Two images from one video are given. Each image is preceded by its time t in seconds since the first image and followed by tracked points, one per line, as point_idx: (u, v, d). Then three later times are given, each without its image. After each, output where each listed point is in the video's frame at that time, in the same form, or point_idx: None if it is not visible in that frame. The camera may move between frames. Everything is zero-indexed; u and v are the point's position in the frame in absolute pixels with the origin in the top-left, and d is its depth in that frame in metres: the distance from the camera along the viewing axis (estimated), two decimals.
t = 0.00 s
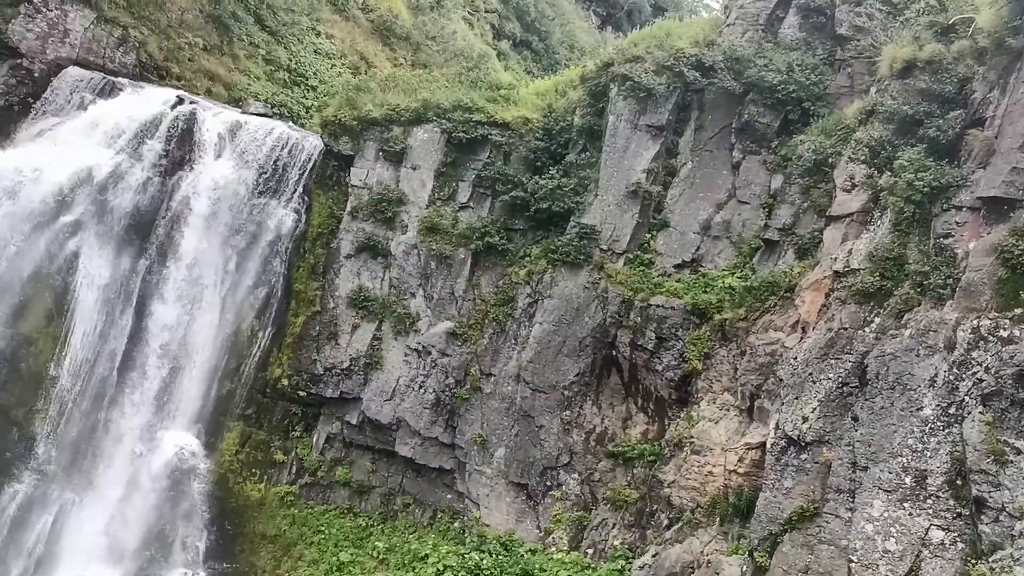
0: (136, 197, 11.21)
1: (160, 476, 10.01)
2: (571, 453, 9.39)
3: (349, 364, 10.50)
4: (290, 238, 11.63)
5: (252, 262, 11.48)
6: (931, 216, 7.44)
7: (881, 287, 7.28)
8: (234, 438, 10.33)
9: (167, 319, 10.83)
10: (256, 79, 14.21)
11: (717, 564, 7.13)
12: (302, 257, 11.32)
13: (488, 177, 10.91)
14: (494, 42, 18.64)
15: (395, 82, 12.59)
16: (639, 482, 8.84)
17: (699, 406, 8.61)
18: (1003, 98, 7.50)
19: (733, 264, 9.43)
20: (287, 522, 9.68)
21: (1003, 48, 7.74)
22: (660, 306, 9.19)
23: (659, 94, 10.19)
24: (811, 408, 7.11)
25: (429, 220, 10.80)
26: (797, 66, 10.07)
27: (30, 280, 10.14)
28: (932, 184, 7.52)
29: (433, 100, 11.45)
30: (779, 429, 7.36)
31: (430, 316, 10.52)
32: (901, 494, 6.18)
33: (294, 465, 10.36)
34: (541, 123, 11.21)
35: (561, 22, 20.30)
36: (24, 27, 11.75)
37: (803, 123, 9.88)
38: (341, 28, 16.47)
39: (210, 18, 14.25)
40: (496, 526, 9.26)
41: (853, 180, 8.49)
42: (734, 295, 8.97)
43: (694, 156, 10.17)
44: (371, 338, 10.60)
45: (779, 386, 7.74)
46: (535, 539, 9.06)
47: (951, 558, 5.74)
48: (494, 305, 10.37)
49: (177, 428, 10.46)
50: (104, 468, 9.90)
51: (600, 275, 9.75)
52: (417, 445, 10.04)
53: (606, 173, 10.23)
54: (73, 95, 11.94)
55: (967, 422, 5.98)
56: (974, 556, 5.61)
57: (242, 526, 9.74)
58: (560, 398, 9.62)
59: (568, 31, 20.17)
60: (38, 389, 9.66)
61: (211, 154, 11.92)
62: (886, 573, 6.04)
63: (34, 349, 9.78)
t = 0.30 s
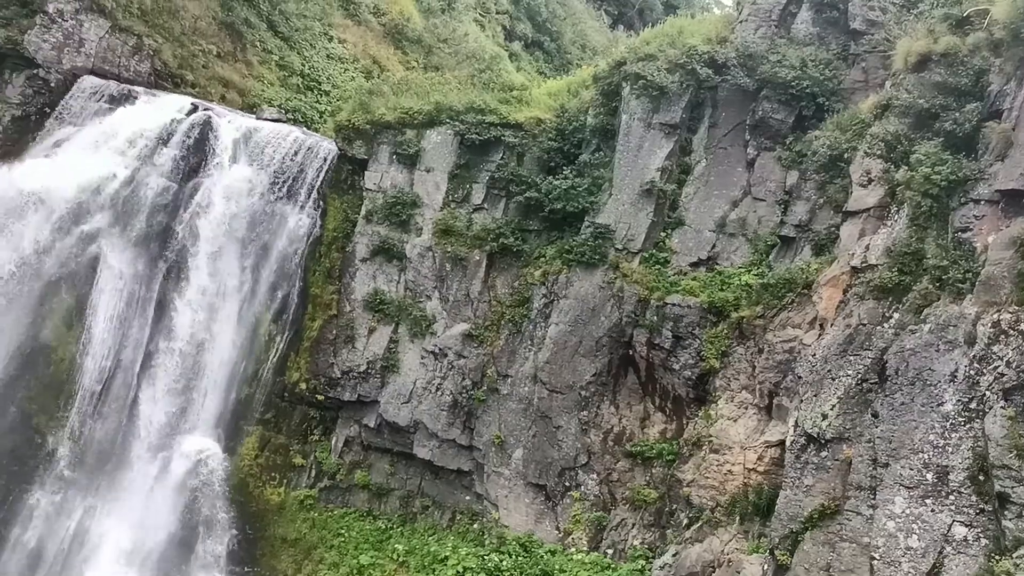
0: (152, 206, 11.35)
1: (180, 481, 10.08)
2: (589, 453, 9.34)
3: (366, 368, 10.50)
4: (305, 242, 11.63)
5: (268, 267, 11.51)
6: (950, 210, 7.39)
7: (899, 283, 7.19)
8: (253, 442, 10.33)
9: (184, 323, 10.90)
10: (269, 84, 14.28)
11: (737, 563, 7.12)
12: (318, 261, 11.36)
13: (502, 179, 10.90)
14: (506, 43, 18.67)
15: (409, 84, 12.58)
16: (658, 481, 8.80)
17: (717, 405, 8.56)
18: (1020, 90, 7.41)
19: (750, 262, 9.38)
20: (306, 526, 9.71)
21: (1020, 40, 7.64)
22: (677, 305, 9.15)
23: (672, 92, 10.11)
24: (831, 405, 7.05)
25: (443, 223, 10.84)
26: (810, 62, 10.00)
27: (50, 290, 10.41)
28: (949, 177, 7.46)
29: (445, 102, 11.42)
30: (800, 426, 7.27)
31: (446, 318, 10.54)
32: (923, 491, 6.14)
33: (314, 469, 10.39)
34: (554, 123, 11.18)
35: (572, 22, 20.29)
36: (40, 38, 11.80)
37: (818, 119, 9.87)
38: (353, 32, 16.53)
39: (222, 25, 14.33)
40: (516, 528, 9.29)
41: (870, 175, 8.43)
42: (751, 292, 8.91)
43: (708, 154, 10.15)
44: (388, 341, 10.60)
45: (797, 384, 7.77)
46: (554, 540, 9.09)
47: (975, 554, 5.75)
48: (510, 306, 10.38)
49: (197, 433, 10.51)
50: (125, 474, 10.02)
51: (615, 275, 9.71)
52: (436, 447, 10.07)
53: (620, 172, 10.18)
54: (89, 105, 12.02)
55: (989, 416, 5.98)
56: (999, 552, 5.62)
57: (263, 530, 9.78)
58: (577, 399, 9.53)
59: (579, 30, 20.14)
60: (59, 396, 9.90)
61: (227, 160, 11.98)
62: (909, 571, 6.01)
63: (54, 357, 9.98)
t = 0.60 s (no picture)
0: (166, 215, 11.42)
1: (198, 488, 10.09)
2: (606, 453, 9.30)
3: (382, 372, 10.53)
4: (318, 249, 11.63)
5: (282, 274, 11.55)
6: (965, 203, 7.32)
7: (915, 278, 7.17)
8: (271, 448, 10.40)
9: (200, 331, 10.96)
10: (280, 91, 14.35)
11: (757, 561, 7.13)
12: (331, 267, 11.38)
13: (513, 180, 10.93)
14: (516, 45, 18.70)
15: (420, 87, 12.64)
16: (676, 480, 8.78)
17: (734, 403, 8.56)
18: None
19: (764, 259, 9.33)
20: (325, 531, 9.74)
21: None
22: (691, 303, 9.16)
23: (682, 91, 10.10)
24: (848, 402, 7.03)
25: (456, 226, 10.86)
26: (821, 57, 9.95)
27: (66, 300, 10.49)
28: (963, 170, 7.39)
29: (456, 105, 11.44)
30: (818, 423, 7.24)
31: (459, 321, 10.57)
32: (943, 486, 6.09)
33: (331, 473, 10.40)
34: (564, 124, 11.15)
35: (581, 22, 20.27)
36: (54, 49, 11.96)
37: (829, 114, 9.83)
38: (362, 37, 16.60)
39: (233, 34, 14.41)
40: (533, 529, 9.31)
41: (883, 169, 8.38)
42: (766, 289, 8.87)
43: (719, 152, 10.10)
44: (402, 345, 10.64)
45: (814, 380, 7.77)
46: (573, 541, 9.08)
47: (997, 550, 5.68)
48: (523, 309, 10.35)
49: (215, 440, 10.54)
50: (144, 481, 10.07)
51: (629, 274, 9.69)
52: (453, 450, 10.09)
53: (631, 171, 10.17)
54: (102, 116, 12.09)
55: (1008, 410, 5.89)
56: (1021, 548, 5.55)
57: (282, 535, 9.83)
58: (593, 399, 9.53)
59: (588, 30, 20.17)
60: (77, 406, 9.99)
61: (239, 168, 12.02)
62: (930, 567, 5.96)
63: (72, 366, 10.11)
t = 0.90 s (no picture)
0: (183, 228, 11.52)
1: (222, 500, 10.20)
2: (626, 454, 9.31)
3: (400, 378, 10.55)
4: (334, 257, 11.72)
5: (300, 283, 11.60)
6: (982, 192, 7.19)
7: (934, 270, 7.05)
8: (292, 456, 10.40)
9: (220, 342, 11.04)
10: (292, 101, 14.41)
11: (782, 560, 7.08)
12: (348, 274, 11.41)
13: (527, 183, 10.90)
14: (525, 48, 18.75)
15: (431, 93, 12.69)
16: (698, 480, 8.75)
17: (755, 400, 8.52)
18: None
19: (780, 255, 9.27)
20: (348, 538, 9.74)
21: None
22: (709, 301, 9.09)
23: (694, 89, 10.05)
24: (870, 396, 6.96)
25: (470, 230, 10.85)
26: (832, 51, 9.91)
27: (85, 315, 10.55)
28: (979, 161, 7.28)
29: (467, 110, 11.45)
30: (839, 418, 7.23)
31: (476, 325, 10.57)
32: (968, 479, 6.03)
33: (352, 481, 10.42)
34: (576, 125, 11.18)
35: (590, 23, 20.31)
36: (67, 66, 11.99)
37: (843, 108, 9.76)
38: (372, 45, 16.68)
39: (244, 46, 14.50)
40: (555, 532, 9.28)
41: (898, 162, 8.32)
42: (783, 285, 8.83)
43: (732, 149, 10.07)
44: (420, 350, 10.65)
45: (835, 376, 7.69)
46: (596, 543, 9.04)
47: None
48: (540, 311, 10.36)
49: (237, 449, 10.60)
50: (166, 495, 10.09)
51: (644, 274, 9.67)
52: (473, 454, 10.11)
53: (644, 171, 10.15)
54: (118, 130, 12.21)
55: None
56: None
57: (305, 543, 9.83)
58: (612, 400, 9.51)
59: (598, 31, 20.24)
60: (98, 419, 10.02)
61: (254, 178, 12.06)
62: (958, 561, 5.91)
63: (93, 381, 10.12)
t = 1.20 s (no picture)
0: (200, 242, 11.61)
1: (246, 510, 10.22)
2: (648, 455, 9.27)
3: (419, 385, 10.58)
4: (351, 267, 11.77)
5: (318, 293, 11.65)
6: (1000, 182, 7.10)
7: (953, 262, 7.01)
8: (315, 466, 10.46)
9: (240, 354, 11.08)
10: (305, 113, 14.60)
11: (808, 557, 7.14)
12: (365, 283, 11.48)
13: (541, 187, 10.89)
14: (534, 52, 18.82)
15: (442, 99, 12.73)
16: (721, 479, 8.71)
17: (776, 398, 8.48)
18: None
19: (797, 251, 9.23)
20: (372, 546, 9.78)
21: None
22: (726, 300, 9.07)
23: (705, 87, 10.01)
24: (892, 391, 6.89)
25: (485, 235, 10.88)
26: (844, 45, 9.85)
27: (108, 331, 10.79)
28: (995, 150, 7.19)
29: (479, 115, 11.43)
30: (861, 414, 7.19)
31: (494, 329, 10.58)
32: (994, 472, 5.95)
33: (375, 488, 10.47)
34: (588, 127, 11.16)
35: (598, 25, 20.38)
36: (82, 85, 12.04)
37: (855, 101, 9.69)
38: (382, 55, 16.80)
39: (256, 59, 14.62)
40: (580, 535, 9.31)
41: (914, 154, 8.26)
42: (801, 282, 8.79)
43: (745, 146, 10.03)
44: (439, 357, 10.68)
45: (856, 371, 7.61)
46: (620, 545, 9.05)
47: None
48: (557, 314, 10.38)
49: (260, 461, 10.64)
50: (191, 506, 10.19)
51: (660, 274, 9.64)
52: (493, 459, 10.13)
53: (657, 171, 10.13)
54: (134, 147, 12.37)
55: None
56: None
57: (330, 552, 9.91)
58: (632, 401, 9.49)
59: (607, 33, 20.31)
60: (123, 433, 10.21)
61: (270, 190, 12.15)
62: (986, 555, 5.83)
63: (116, 395, 10.30)
